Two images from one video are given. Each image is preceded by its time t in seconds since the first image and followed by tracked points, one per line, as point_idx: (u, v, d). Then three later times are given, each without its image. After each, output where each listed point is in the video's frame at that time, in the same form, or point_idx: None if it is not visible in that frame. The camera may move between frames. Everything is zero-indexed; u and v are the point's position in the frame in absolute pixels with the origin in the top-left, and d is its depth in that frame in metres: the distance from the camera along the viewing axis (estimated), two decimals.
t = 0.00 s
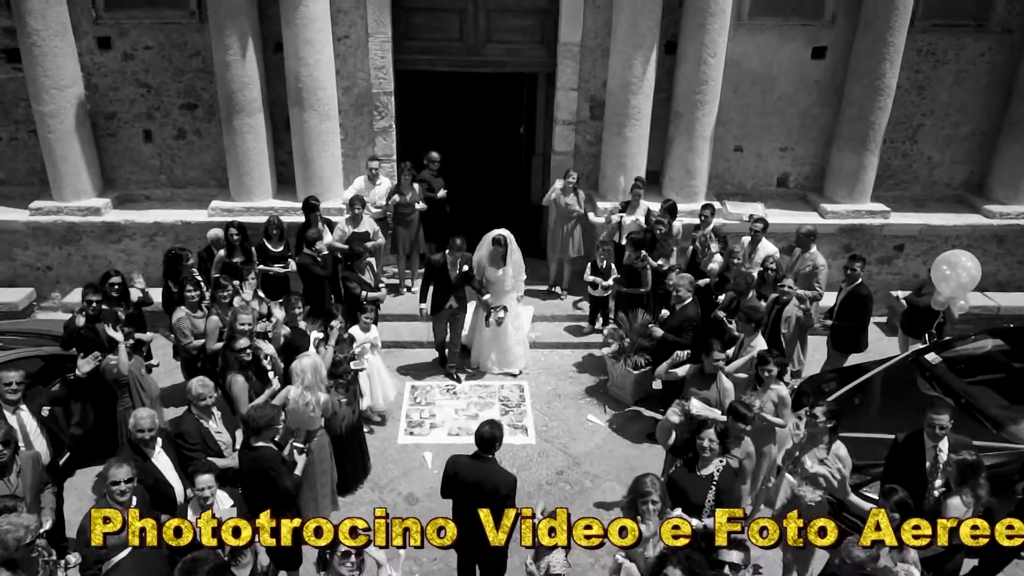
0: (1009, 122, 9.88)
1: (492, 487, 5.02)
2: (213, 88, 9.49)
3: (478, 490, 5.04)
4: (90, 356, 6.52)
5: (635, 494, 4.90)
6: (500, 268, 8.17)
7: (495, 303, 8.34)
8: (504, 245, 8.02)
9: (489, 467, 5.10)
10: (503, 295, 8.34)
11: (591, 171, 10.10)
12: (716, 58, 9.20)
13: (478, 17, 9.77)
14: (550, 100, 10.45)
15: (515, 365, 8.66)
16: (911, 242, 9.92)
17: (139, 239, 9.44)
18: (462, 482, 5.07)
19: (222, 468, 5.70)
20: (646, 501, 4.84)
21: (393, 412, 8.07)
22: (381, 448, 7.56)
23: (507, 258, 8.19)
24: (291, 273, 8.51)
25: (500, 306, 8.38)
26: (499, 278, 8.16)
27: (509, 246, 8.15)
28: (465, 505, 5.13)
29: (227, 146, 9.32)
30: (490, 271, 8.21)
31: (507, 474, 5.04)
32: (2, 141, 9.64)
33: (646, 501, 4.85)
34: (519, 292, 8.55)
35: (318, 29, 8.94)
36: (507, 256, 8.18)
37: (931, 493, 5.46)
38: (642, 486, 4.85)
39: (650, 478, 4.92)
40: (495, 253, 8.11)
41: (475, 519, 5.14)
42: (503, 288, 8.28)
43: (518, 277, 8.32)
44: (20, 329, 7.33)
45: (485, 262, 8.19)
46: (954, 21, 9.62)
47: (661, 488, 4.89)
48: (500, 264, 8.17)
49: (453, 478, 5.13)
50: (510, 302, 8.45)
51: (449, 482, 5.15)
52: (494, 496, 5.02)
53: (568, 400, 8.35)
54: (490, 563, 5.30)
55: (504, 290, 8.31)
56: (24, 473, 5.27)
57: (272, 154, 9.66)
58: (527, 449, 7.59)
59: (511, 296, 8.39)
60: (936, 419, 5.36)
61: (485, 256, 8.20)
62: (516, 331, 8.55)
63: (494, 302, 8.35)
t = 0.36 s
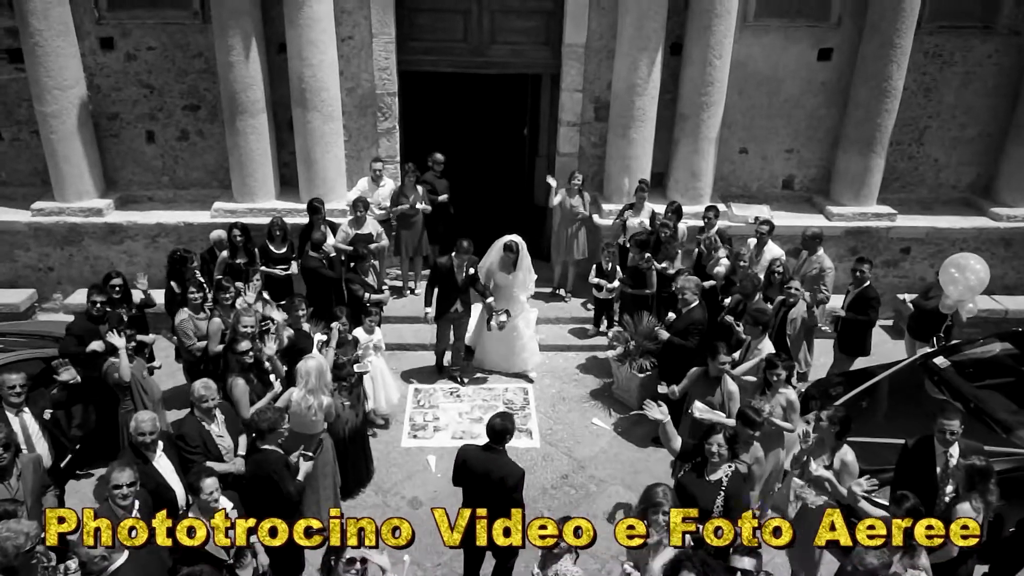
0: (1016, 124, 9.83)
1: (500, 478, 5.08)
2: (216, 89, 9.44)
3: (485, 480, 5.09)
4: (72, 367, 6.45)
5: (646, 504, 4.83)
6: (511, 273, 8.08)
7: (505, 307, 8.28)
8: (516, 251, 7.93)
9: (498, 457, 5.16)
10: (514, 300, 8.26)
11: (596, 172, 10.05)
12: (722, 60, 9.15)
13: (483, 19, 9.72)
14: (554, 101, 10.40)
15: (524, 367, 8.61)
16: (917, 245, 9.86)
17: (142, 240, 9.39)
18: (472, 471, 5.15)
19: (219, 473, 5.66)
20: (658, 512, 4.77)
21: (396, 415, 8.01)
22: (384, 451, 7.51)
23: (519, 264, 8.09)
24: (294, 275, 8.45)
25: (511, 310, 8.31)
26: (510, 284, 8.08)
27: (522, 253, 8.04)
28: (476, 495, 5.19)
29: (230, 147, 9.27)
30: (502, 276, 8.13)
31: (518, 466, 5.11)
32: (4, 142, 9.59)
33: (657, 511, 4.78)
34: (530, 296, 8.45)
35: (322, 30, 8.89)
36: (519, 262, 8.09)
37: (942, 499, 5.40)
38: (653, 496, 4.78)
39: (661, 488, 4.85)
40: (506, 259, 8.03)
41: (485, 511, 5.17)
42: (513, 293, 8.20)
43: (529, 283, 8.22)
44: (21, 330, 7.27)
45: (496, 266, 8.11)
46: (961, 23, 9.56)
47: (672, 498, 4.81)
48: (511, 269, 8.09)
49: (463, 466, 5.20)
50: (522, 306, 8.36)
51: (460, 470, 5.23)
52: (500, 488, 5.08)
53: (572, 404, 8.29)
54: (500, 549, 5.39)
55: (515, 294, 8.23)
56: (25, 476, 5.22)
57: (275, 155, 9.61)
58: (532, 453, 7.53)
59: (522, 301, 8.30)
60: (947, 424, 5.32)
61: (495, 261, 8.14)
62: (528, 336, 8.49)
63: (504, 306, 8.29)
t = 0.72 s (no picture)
0: None
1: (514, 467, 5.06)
2: (220, 86, 9.39)
3: (500, 469, 5.07)
4: (81, 362, 6.33)
5: (654, 501, 4.78)
6: (525, 275, 7.92)
7: (519, 306, 8.18)
8: (531, 253, 7.74)
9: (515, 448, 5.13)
10: (528, 299, 8.14)
11: (601, 168, 9.99)
12: (729, 55, 9.08)
13: (488, 14, 9.67)
14: (559, 97, 10.34)
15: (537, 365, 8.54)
16: (926, 241, 9.80)
17: (145, 238, 9.35)
18: (488, 459, 5.11)
19: (224, 470, 5.60)
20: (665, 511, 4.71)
21: (401, 413, 7.97)
22: (389, 449, 7.46)
23: (534, 266, 7.92)
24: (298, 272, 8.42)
25: (524, 309, 8.21)
26: (524, 285, 7.94)
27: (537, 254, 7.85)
28: (492, 485, 5.15)
29: (234, 144, 9.22)
30: (516, 276, 7.97)
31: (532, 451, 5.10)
32: (7, 139, 9.56)
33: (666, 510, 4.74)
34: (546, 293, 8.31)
35: (326, 25, 8.83)
36: (534, 264, 7.90)
37: (953, 497, 5.34)
38: (661, 496, 4.73)
39: (671, 489, 4.78)
40: (521, 261, 7.85)
41: (500, 500, 5.17)
42: (528, 292, 8.07)
43: (543, 283, 8.10)
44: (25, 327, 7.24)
45: (511, 267, 7.94)
46: (970, 17, 9.49)
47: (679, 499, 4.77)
48: (525, 271, 7.92)
49: (480, 454, 5.16)
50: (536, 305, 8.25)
51: (477, 459, 5.19)
52: (515, 477, 5.06)
53: (579, 401, 8.24)
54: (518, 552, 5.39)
55: (529, 294, 8.10)
56: (31, 475, 5.19)
57: (279, 152, 9.56)
58: (538, 451, 7.48)
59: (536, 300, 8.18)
60: (959, 422, 5.28)
61: (509, 262, 7.95)
62: (543, 331, 8.42)
63: (517, 305, 8.18)
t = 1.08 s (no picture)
0: None
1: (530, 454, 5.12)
2: (222, 85, 9.34)
3: (522, 458, 5.14)
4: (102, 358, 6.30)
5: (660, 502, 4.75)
6: (543, 278, 7.89)
7: (536, 310, 8.12)
8: (548, 255, 7.71)
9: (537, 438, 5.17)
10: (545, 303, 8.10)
11: (605, 167, 9.94)
12: (734, 53, 9.03)
13: (491, 13, 9.61)
14: (563, 96, 10.29)
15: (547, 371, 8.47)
16: (931, 239, 9.76)
17: (148, 238, 9.30)
18: (511, 448, 5.17)
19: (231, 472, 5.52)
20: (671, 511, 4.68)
21: (406, 414, 7.93)
22: (395, 450, 7.42)
23: (551, 268, 7.89)
24: (302, 272, 8.39)
25: (541, 314, 8.16)
26: (542, 288, 7.90)
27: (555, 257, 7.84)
28: (515, 475, 5.22)
29: (236, 143, 9.17)
30: (534, 279, 7.93)
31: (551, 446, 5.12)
32: (8, 139, 9.50)
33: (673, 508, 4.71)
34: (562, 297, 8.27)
35: (329, 24, 8.78)
36: (552, 266, 7.88)
37: (965, 498, 5.32)
38: (666, 495, 4.71)
39: (677, 488, 4.79)
40: (538, 264, 7.82)
41: (521, 491, 5.25)
42: (545, 296, 8.02)
43: (561, 287, 8.06)
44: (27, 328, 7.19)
45: (529, 270, 7.90)
46: (976, 15, 9.44)
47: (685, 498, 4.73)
48: (543, 273, 7.89)
49: (503, 444, 5.22)
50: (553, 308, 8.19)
51: (500, 448, 5.25)
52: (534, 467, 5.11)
53: (584, 402, 8.20)
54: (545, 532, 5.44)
55: (546, 299, 8.06)
56: (34, 478, 5.14)
57: (281, 151, 9.51)
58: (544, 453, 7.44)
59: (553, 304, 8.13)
60: (972, 420, 5.23)
61: (527, 266, 7.92)
62: (558, 335, 8.37)
63: (534, 309, 8.13)
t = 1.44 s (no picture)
0: None
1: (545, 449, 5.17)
2: (225, 88, 9.30)
3: (539, 453, 5.17)
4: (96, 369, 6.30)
5: (670, 503, 4.72)
6: (559, 281, 7.80)
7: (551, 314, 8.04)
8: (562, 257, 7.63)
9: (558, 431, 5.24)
10: (560, 307, 8.02)
11: (610, 169, 9.89)
12: (739, 54, 8.99)
13: (495, 14, 9.57)
14: (567, 98, 10.25)
15: (559, 375, 8.37)
16: (938, 240, 9.71)
17: (151, 242, 9.26)
18: (529, 443, 5.22)
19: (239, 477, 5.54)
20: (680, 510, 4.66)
21: (413, 418, 7.88)
22: (401, 455, 7.37)
23: (566, 271, 7.81)
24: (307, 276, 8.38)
25: (556, 318, 8.08)
26: (558, 292, 7.81)
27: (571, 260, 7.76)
28: (536, 471, 5.23)
29: (239, 146, 9.13)
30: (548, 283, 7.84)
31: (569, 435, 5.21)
32: (10, 143, 9.47)
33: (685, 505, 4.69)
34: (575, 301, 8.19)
35: (332, 26, 8.73)
36: (566, 269, 7.80)
37: (979, 502, 5.26)
38: (677, 494, 4.69)
39: (688, 490, 4.75)
40: (553, 266, 7.75)
41: (542, 487, 5.26)
42: (560, 299, 7.94)
43: (575, 292, 7.96)
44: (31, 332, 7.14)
45: (544, 275, 7.81)
46: (982, 14, 9.40)
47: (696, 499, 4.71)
48: (558, 277, 7.80)
49: (521, 439, 5.28)
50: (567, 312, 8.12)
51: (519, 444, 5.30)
52: (551, 461, 5.16)
53: (591, 405, 8.16)
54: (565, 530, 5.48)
55: (561, 303, 7.97)
56: (41, 485, 5.10)
57: (285, 154, 9.47)
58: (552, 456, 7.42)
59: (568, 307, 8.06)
60: (987, 421, 5.18)
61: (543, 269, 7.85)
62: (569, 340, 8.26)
63: (548, 313, 8.04)
